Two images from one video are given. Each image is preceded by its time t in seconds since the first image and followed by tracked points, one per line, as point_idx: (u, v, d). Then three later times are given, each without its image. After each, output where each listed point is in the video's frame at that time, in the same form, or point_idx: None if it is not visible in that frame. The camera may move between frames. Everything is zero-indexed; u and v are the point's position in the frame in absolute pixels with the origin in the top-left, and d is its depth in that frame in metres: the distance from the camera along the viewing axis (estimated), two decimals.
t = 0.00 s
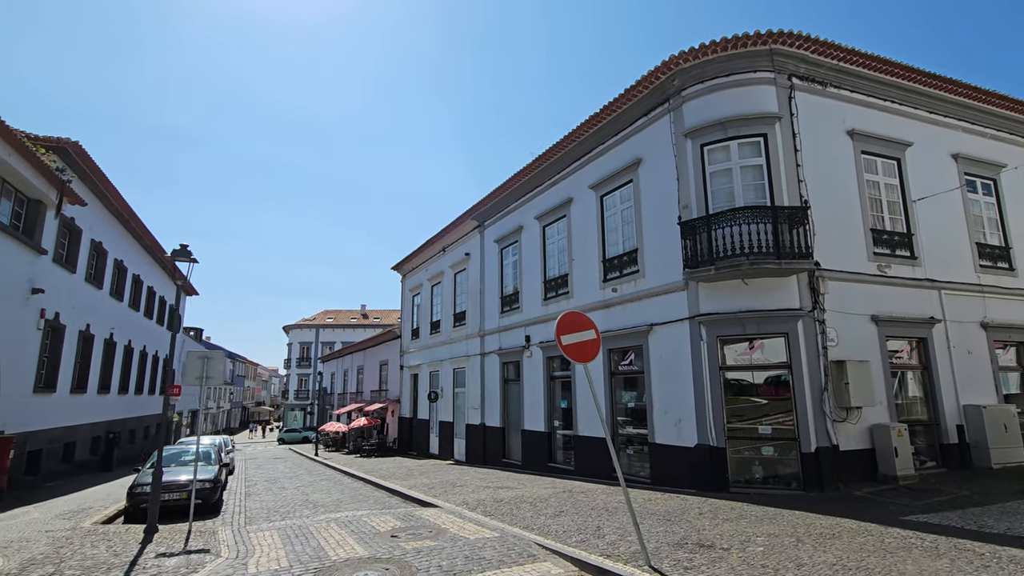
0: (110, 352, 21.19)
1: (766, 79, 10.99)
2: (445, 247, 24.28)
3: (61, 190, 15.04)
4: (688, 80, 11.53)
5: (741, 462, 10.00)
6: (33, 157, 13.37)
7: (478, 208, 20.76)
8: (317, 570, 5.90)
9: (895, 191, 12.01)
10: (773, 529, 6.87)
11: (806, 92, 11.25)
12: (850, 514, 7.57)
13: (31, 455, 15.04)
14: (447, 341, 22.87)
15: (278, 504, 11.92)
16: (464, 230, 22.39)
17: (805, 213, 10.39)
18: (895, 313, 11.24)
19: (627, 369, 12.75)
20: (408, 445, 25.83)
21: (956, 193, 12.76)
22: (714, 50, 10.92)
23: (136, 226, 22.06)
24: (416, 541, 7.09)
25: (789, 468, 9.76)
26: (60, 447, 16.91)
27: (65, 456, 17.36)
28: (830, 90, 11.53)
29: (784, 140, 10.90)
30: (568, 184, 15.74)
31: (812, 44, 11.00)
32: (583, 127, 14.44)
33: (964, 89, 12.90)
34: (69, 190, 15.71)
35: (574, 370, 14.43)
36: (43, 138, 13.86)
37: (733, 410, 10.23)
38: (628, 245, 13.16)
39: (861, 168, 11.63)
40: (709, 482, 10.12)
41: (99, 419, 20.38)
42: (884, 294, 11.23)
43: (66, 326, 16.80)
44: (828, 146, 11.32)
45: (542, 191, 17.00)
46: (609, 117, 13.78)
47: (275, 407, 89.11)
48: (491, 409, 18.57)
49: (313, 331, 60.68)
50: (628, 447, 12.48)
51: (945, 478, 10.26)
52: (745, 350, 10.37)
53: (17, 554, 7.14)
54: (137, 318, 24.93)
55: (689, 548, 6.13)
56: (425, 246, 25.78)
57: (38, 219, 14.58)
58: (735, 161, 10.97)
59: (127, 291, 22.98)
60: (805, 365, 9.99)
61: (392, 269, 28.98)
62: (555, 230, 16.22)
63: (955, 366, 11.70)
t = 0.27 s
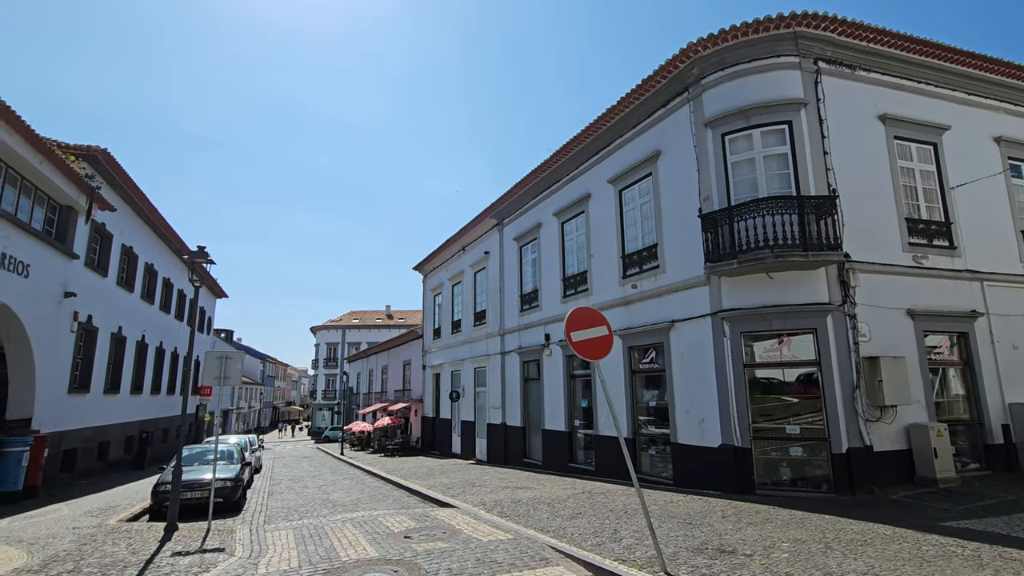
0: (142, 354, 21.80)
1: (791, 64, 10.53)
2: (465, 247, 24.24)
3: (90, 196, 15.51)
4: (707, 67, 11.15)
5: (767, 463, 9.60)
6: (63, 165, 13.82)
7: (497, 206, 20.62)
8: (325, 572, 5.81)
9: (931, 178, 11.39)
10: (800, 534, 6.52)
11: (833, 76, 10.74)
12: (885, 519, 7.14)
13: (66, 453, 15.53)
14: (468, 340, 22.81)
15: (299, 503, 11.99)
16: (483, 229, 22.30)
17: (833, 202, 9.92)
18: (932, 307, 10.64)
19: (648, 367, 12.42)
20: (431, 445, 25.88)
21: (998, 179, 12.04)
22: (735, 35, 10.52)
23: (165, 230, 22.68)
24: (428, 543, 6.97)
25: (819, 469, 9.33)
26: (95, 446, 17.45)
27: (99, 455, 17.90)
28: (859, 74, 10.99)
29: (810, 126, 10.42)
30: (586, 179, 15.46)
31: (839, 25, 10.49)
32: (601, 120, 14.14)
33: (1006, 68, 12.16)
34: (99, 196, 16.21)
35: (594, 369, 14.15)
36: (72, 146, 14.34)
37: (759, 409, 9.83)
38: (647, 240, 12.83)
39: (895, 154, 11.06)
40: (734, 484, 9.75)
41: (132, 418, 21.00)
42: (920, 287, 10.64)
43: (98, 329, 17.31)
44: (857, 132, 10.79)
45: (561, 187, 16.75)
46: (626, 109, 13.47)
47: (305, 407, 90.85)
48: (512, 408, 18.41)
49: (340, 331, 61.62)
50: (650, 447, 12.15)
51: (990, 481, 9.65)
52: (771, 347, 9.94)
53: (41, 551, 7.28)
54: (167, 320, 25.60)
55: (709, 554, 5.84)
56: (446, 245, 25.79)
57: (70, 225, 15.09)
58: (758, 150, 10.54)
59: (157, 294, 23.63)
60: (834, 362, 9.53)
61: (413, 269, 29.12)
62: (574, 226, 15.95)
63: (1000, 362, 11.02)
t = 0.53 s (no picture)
0: (176, 355, 22.48)
1: (820, 49, 10.05)
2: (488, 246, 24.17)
3: (123, 203, 16.02)
4: (732, 56, 10.75)
5: (799, 468, 9.18)
6: (97, 173, 14.29)
7: (519, 205, 20.48)
8: None
9: (976, 165, 10.72)
10: (833, 544, 6.16)
11: (867, 60, 10.21)
12: (926, 529, 6.70)
13: (105, 452, 16.09)
14: (491, 340, 22.73)
15: (322, 503, 12.10)
16: (506, 228, 22.19)
17: (868, 193, 9.41)
18: (978, 302, 10.00)
19: (673, 367, 12.08)
20: (457, 445, 25.92)
21: None
22: (760, 21, 10.10)
23: (197, 234, 23.31)
24: (443, 547, 6.86)
25: (856, 474, 8.86)
26: (132, 445, 18.04)
27: (137, 453, 18.52)
28: (895, 57, 10.42)
29: (843, 114, 9.92)
30: (608, 175, 15.16)
31: (873, 7, 9.95)
32: (622, 114, 13.83)
33: None
34: (132, 203, 16.74)
35: (618, 369, 13.85)
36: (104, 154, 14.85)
37: (790, 410, 9.41)
38: (671, 236, 12.48)
39: (935, 141, 10.44)
40: (764, 488, 9.36)
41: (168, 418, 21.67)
42: (965, 281, 10.02)
43: (134, 331, 17.88)
44: (894, 118, 10.22)
45: (582, 184, 16.49)
46: (647, 102, 13.13)
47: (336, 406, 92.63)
48: (536, 409, 18.24)
49: (368, 332, 62.55)
50: (676, 449, 11.81)
51: None
52: (801, 346, 9.51)
53: (71, 547, 7.46)
54: (200, 322, 26.34)
55: (733, 564, 5.55)
56: (469, 245, 25.78)
57: (105, 231, 15.60)
58: (786, 140, 10.09)
59: (191, 296, 24.33)
60: (871, 361, 9.03)
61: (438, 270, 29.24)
62: (596, 223, 15.68)
63: None
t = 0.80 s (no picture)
0: (211, 356, 23.11)
1: (854, 30, 9.55)
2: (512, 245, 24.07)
3: (156, 208, 16.52)
4: (759, 41, 10.33)
5: (836, 470, 8.75)
6: (130, 180, 14.75)
7: (542, 203, 20.31)
8: None
9: None
10: (872, 552, 5.80)
11: (905, 40, 9.65)
12: (976, 538, 6.24)
13: (142, 449, 16.62)
14: (517, 340, 22.62)
15: (348, 501, 12.18)
16: (529, 226, 22.04)
17: (907, 180, 8.89)
18: None
19: (701, 365, 11.72)
20: (484, 445, 25.91)
21: None
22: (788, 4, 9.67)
23: (228, 238, 23.92)
24: (463, 548, 6.76)
25: (897, 478, 8.39)
26: (169, 443, 18.61)
27: (173, 451, 19.09)
28: (936, 36, 9.84)
29: (879, 98, 9.40)
30: (632, 169, 14.85)
31: None
32: (645, 107, 13.51)
33: None
34: (165, 208, 17.24)
35: (644, 367, 13.53)
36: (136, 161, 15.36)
37: (825, 410, 8.97)
38: (697, 230, 12.11)
39: (982, 123, 9.81)
40: (798, 492, 8.95)
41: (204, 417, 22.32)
42: (1016, 272, 9.38)
43: (169, 333, 18.43)
44: (935, 101, 9.65)
45: (605, 180, 16.22)
46: (672, 93, 12.78)
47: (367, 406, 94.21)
48: (561, 408, 18.04)
49: (397, 332, 63.32)
50: (705, 450, 11.44)
51: None
52: (836, 343, 9.05)
53: (102, 543, 7.65)
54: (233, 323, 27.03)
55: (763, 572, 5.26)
56: (494, 244, 25.72)
57: (140, 236, 16.10)
58: (819, 127, 9.63)
59: (224, 299, 24.98)
60: (912, 359, 8.54)
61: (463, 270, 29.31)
62: (620, 219, 15.39)
63: None
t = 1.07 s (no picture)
0: (243, 356, 23.68)
1: (891, 8, 9.05)
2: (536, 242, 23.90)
3: (188, 212, 16.97)
4: (787, 25, 9.91)
5: (875, 472, 8.31)
6: (162, 185, 15.17)
7: (566, 199, 20.07)
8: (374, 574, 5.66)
9: None
10: (915, 560, 5.43)
11: (946, 17, 9.11)
12: None
13: (178, 447, 17.11)
14: (541, 338, 22.44)
15: (373, 499, 12.26)
16: (553, 223, 21.83)
17: (951, 165, 8.36)
18: None
19: (730, 362, 11.34)
20: (510, 444, 25.83)
21: None
22: None
23: (258, 240, 24.47)
24: (482, 548, 6.66)
25: (942, 481, 7.91)
26: (203, 441, 19.12)
27: (208, 449, 19.61)
28: (981, 12, 9.26)
29: (918, 79, 8.89)
30: (657, 163, 14.50)
31: None
32: (669, 98, 13.16)
33: None
34: (196, 212, 17.70)
35: (671, 365, 13.19)
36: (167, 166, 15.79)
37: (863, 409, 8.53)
38: (724, 223, 11.72)
39: None
40: (834, 494, 8.54)
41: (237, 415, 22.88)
42: None
43: (202, 333, 18.92)
44: (981, 81, 9.07)
45: (629, 174, 15.89)
46: (696, 83, 12.39)
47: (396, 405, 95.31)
48: (587, 407, 17.79)
49: (424, 332, 63.86)
50: (736, 451, 11.06)
51: None
52: (874, 339, 8.60)
53: (133, 538, 7.82)
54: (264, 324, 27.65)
55: None
56: (518, 242, 25.59)
57: (172, 240, 16.55)
58: (852, 112, 9.16)
59: (255, 300, 25.59)
60: (958, 354, 8.03)
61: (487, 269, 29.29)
62: (645, 214, 15.05)
63: None
